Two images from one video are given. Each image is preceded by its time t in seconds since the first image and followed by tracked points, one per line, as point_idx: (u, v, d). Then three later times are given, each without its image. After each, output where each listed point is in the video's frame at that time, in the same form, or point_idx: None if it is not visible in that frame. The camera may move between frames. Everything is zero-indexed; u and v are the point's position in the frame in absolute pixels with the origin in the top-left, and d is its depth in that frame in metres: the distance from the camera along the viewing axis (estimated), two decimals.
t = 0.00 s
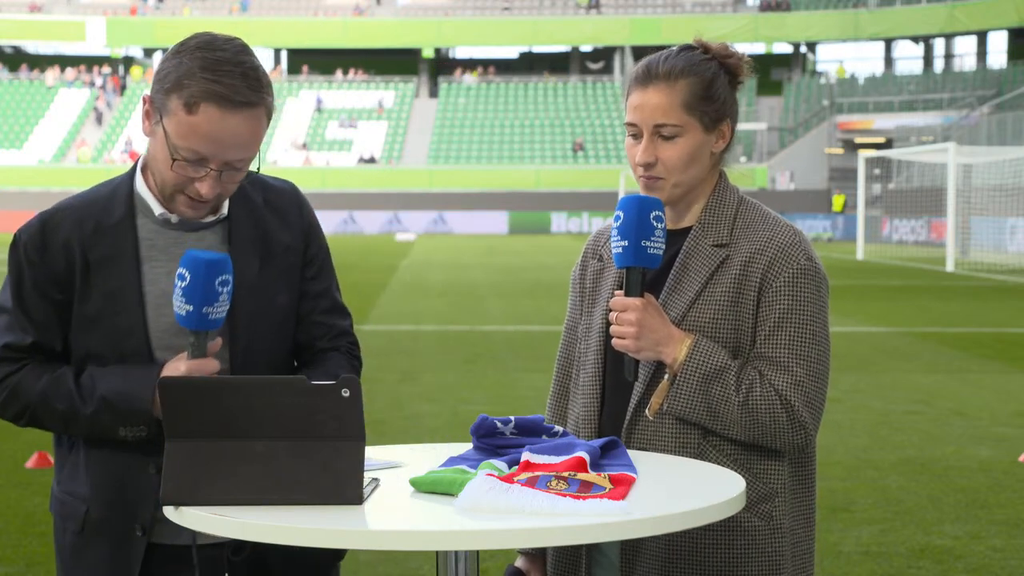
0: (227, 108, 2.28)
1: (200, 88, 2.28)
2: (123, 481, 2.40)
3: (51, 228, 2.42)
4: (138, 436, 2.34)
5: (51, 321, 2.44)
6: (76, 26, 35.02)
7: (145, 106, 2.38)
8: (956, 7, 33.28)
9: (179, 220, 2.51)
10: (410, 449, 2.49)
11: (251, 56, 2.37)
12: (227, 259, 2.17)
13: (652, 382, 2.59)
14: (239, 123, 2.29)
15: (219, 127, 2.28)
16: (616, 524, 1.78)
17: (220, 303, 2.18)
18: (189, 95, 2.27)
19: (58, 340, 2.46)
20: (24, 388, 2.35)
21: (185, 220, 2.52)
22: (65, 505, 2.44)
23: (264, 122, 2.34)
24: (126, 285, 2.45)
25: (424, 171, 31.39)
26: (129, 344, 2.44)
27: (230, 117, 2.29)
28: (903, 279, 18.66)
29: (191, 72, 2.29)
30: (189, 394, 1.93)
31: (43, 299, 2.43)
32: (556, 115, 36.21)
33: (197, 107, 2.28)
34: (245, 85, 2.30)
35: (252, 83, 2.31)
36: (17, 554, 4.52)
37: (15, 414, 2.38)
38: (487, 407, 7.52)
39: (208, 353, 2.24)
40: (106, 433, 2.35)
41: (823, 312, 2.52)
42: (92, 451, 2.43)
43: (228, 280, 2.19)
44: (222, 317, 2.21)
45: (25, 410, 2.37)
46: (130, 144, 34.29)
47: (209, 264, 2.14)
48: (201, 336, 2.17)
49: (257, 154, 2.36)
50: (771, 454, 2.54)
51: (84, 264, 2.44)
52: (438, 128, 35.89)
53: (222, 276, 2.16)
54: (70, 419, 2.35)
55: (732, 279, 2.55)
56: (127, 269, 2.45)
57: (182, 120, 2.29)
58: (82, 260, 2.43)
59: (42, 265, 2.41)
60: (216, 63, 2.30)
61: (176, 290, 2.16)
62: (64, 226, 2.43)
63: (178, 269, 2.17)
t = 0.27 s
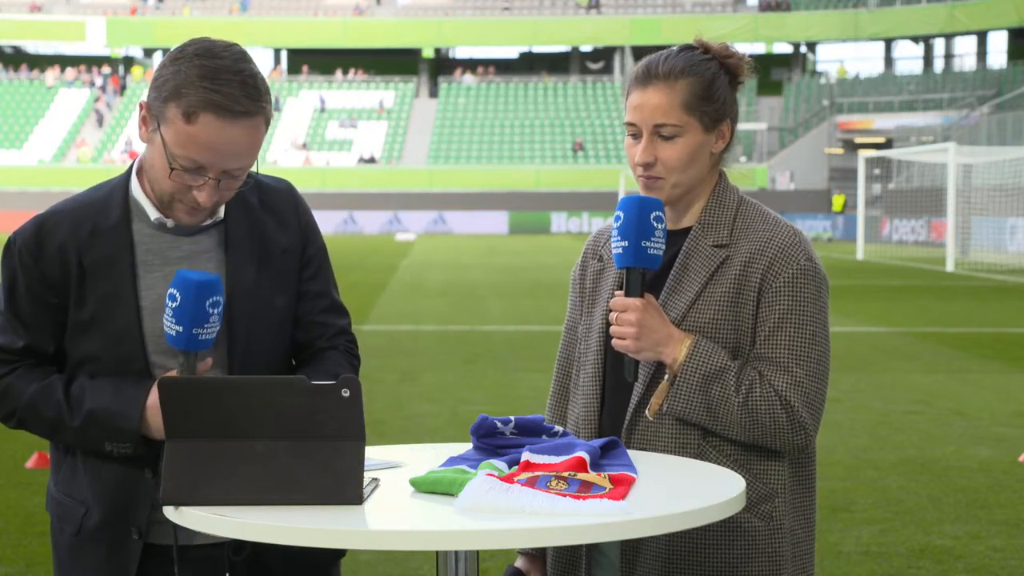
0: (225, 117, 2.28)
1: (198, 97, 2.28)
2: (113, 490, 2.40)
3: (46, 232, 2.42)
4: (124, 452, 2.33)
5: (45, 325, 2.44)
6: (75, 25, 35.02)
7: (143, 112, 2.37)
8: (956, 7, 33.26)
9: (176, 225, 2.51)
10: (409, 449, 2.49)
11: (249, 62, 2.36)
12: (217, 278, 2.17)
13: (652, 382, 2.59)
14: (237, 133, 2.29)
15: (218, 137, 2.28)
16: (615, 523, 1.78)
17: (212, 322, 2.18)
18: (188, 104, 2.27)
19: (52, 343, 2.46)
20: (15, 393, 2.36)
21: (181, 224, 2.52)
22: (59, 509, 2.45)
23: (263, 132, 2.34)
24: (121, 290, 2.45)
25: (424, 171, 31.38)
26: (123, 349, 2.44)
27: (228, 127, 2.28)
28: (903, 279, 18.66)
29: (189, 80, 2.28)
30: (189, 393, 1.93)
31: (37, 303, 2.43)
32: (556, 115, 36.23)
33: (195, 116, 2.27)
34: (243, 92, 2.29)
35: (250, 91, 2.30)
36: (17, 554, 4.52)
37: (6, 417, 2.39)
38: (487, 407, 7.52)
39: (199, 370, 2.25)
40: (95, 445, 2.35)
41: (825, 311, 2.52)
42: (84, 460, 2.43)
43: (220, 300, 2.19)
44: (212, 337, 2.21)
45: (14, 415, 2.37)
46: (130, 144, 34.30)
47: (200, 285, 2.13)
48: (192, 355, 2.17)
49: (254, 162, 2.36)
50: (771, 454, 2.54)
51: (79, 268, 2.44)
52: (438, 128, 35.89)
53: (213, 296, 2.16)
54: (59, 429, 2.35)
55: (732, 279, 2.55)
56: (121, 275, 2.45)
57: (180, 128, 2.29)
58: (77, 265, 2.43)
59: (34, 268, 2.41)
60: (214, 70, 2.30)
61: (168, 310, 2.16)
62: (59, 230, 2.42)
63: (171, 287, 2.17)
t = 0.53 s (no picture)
0: (225, 123, 2.28)
1: (197, 104, 2.28)
2: (111, 491, 2.40)
3: (43, 234, 2.42)
4: (122, 454, 2.33)
5: (43, 327, 2.44)
6: (76, 25, 35.03)
7: (142, 115, 2.38)
8: (956, 7, 33.27)
9: (176, 228, 2.52)
10: (409, 450, 2.49)
11: (249, 65, 2.36)
12: (218, 281, 2.18)
13: (652, 382, 2.59)
14: (237, 140, 2.30)
15: (219, 143, 2.29)
16: (616, 524, 1.79)
17: (212, 325, 2.18)
18: (189, 111, 2.27)
19: (50, 346, 2.46)
20: (14, 395, 2.36)
21: (179, 226, 2.53)
22: (57, 510, 2.46)
23: (263, 139, 2.35)
24: (119, 291, 2.45)
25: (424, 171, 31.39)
26: (121, 351, 2.44)
27: (228, 133, 2.29)
28: (903, 279, 18.68)
29: (188, 87, 2.29)
30: (188, 393, 1.93)
31: (35, 306, 2.43)
32: (556, 116, 36.24)
33: (196, 122, 2.28)
34: (243, 98, 2.29)
35: (251, 96, 2.30)
36: (17, 554, 4.52)
37: (5, 419, 2.39)
38: (488, 407, 7.52)
39: (198, 372, 2.25)
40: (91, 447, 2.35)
41: (823, 312, 2.52)
42: (82, 461, 2.43)
43: (219, 303, 2.19)
44: (212, 341, 2.22)
45: (13, 415, 2.37)
46: (130, 144, 34.33)
47: (200, 289, 2.14)
48: (191, 358, 2.17)
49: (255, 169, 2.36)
50: (769, 454, 2.54)
51: (77, 270, 2.44)
52: (438, 128, 35.91)
53: (213, 299, 2.16)
54: (57, 431, 2.35)
55: (731, 280, 2.56)
56: (119, 276, 2.46)
57: (181, 133, 2.30)
58: (75, 266, 2.43)
59: (32, 271, 2.42)
60: (214, 76, 2.30)
61: (167, 313, 2.16)
62: (56, 232, 2.43)
63: (170, 290, 2.17)
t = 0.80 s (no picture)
0: (225, 123, 2.28)
1: (200, 104, 2.28)
2: (110, 493, 2.40)
3: (42, 234, 2.43)
4: (121, 454, 2.32)
5: (42, 326, 2.44)
6: (75, 25, 35.02)
7: (143, 115, 2.38)
8: (956, 8, 33.27)
9: (176, 227, 2.52)
10: (408, 450, 2.49)
11: (249, 66, 2.36)
12: (216, 282, 2.18)
13: (651, 382, 2.60)
14: (236, 142, 2.30)
15: (218, 143, 2.28)
16: (617, 525, 1.78)
17: (211, 326, 2.18)
18: (188, 110, 2.27)
19: (49, 345, 2.46)
20: (12, 395, 2.36)
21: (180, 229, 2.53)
22: (55, 510, 2.45)
23: (262, 142, 2.35)
24: (119, 291, 2.45)
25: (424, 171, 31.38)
26: (120, 352, 2.44)
27: (228, 134, 2.29)
28: (903, 279, 18.68)
29: (188, 87, 2.29)
30: (186, 393, 1.93)
31: (34, 305, 2.43)
32: (556, 115, 36.25)
33: (196, 122, 2.28)
34: (242, 99, 2.29)
35: (250, 97, 2.31)
36: (17, 554, 4.52)
37: (3, 419, 2.39)
38: (488, 407, 7.52)
39: (198, 372, 2.25)
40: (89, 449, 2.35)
41: (823, 313, 2.52)
42: (82, 460, 2.43)
43: (219, 304, 2.19)
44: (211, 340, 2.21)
45: (11, 414, 2.37)
46: (130, 144, 34.32)
47: (199, 289, 2.14)
48: (191, 359, 2.17)
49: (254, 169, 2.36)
50: (768, 455, 2.54)
51: (77, 269, 2.44)
52: (438, 128, 35.92)
53: (213, 299, 2.16)
54: (56, 431, 2.34)
55: (732, 279, 2.56)
56: (118, 276, 2.46)
57: (180, 133, 2.29)
58: (75, 265, 2.44)
59: (31, 271, 2.42)
60: (213, 76, 2.30)
61: (167, 313, 2.16)
62: (55, 232, 2.43)
63: (170, 291, 2.17)
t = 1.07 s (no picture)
0: (228, 119, 2.28)
1: (202, 101, 2.28)
2: (112, 490, 2.40)
3: (45, 233, 2.43)
4: (122, 451, 2.33)
5: (46, 326, 2.45)
6: (75, 25, 35.02)
7: (145, 112, 2.38)
8: (956, 8, 33.26)
9: (177, 225, 2.52)
10: (408, 450, 2.49)
11: (252, 65, 2.37)
12: (219, 279, 2.17)
13: (651, 383, 2.60)
14: (239, 139, 2.30)
15: (220, 140, 2.28)
16: (617, 525, 1.79)
17: (212, 323, 2.16)
18: (191, 107, 2.27)
19: (51, 343, 2.46)
20: (13, 393, 2.36)
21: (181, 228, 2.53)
22: (58, 510, 2.45)
23: (265, 140, 2.35)
24: (122, 289, 2.46)
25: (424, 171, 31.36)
26: (122, 350, 2.44)
27: (230, 131, 2.29)
28: (903, 279, 18.67)
29: (192, 84, 2.29)
30: (186, 391, 1.93)
31: (37, 303, 2.44)
32: (556, 115, 36.25)
33: (199, 119, 2.27)
34: (245, 97, 2.29)
35: (252, 95, 2.31)
36: (17, 554, 4.52)
37: (6, 416, 2.39)
38: (487, 407, 7.53)
39: (199, 371, 2.23)
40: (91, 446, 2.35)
41: (822, 313, 2.52)
42: (84, 458, 2.43)
43: (221, 302, 2.18)
44: (213, 338, 2.20)
45: (13, 412, 2.37)
46: (130, 144, 34.32)
47: (201, 287, 2.13)
48: (192, 357, 2.15)
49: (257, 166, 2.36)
50: (769, 456, 2.54)
51: (80, 267, 2.44)
52: (438, 128, 35.91)
53: (214, 297, 2.15)
54: (58, 428, 2.35)
55: (732, 279, 2.56)
56: (121, 275, 2.46)
57: (183, 130, 2.29)
58: (77, 264, 2.44)
59: (35, 268, 2.42)
60: (217, 73, 2.30)
61: (169, 311, 2.14)
62: (59, 231, 2.43)
63: (172, 289, 2.16)
